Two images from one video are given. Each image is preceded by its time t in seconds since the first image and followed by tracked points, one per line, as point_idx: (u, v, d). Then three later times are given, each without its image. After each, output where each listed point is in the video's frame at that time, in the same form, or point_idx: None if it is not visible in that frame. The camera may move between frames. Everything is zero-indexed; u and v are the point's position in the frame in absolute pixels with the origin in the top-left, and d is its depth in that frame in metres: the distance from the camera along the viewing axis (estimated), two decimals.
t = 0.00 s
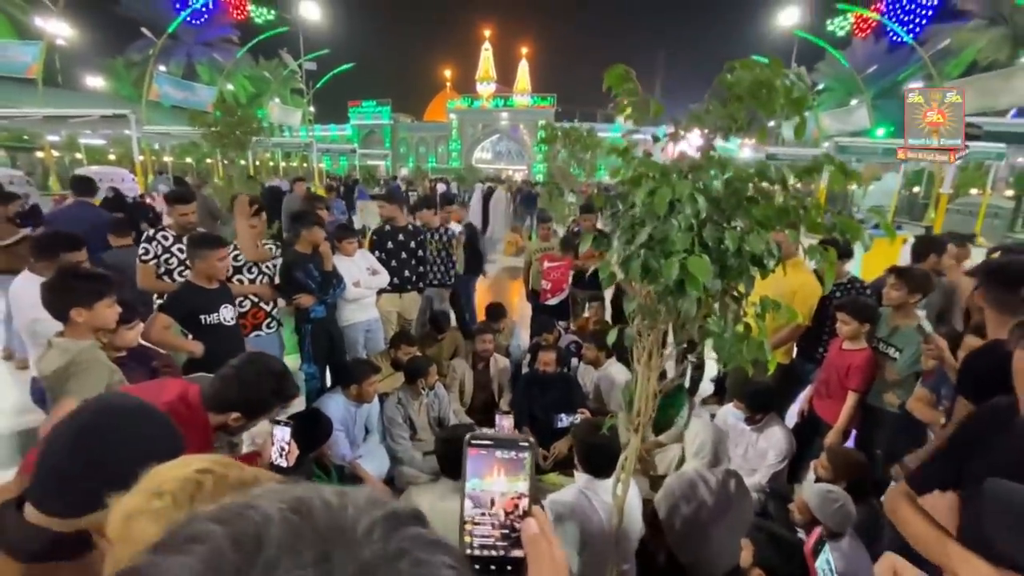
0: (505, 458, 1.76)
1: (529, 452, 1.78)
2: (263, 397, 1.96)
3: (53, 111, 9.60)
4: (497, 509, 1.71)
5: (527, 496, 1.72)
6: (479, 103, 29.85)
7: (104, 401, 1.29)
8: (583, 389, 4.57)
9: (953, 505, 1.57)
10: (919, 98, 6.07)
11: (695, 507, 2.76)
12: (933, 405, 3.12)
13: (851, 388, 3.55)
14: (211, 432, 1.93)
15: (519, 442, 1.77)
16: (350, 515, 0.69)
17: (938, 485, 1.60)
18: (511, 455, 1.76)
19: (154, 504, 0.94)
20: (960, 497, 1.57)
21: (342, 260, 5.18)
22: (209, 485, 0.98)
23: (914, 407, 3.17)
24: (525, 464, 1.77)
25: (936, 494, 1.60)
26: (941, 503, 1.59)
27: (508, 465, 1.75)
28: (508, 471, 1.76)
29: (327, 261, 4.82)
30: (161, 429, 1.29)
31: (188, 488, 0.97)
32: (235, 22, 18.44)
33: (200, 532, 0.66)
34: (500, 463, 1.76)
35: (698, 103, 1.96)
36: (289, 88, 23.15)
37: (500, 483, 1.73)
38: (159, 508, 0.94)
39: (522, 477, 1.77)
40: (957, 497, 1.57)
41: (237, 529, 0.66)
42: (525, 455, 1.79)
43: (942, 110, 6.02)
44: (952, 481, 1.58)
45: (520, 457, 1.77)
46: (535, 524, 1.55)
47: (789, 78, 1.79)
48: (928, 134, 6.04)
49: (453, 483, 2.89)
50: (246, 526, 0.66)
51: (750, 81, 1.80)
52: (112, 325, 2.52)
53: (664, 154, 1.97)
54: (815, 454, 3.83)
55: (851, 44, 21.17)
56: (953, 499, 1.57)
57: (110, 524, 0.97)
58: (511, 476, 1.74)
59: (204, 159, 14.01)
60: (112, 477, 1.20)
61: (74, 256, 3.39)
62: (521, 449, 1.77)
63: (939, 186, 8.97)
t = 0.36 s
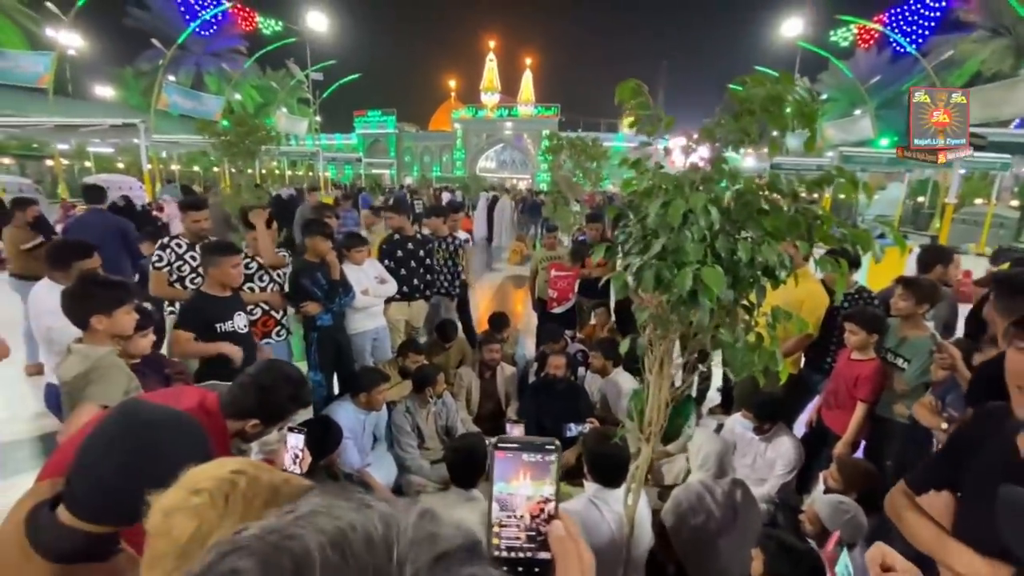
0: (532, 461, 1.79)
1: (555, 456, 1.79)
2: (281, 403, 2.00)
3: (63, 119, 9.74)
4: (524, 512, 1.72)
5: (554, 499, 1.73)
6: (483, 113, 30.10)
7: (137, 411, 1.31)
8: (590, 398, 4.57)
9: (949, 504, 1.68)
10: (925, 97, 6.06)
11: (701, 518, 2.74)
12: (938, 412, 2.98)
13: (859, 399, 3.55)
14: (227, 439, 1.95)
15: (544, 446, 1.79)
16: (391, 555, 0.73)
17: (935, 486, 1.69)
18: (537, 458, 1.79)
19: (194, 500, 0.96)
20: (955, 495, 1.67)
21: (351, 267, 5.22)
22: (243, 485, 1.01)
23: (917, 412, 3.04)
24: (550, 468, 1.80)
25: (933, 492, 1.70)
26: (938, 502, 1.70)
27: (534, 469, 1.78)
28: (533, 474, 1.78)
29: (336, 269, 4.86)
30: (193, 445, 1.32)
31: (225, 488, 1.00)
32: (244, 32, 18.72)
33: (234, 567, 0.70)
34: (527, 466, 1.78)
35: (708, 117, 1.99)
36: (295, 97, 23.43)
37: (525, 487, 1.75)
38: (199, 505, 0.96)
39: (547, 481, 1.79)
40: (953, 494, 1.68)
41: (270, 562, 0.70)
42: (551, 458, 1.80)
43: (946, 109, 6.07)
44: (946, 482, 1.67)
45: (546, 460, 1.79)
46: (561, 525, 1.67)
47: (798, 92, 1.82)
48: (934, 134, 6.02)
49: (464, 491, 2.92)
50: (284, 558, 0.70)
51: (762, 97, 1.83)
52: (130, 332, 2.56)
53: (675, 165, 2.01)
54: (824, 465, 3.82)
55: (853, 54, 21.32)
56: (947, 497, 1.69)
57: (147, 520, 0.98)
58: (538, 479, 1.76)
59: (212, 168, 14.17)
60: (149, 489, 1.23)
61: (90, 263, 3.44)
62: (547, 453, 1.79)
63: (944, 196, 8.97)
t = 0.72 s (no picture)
0: (544, 463, 1.79)
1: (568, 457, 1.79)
2: (289, 409, 2.01)
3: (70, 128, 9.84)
4: (537, 515, 1.76)
5: (566, 503, 1.75)
6: (486, 118, 30.21)
7: (141, 416, 1.28)
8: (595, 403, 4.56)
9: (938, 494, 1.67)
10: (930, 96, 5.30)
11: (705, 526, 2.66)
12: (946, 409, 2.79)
13: (866, 401, 3.54)
14: (234, 444, 1.96)
15: (556, 448, 1.80)
16: None
17: (924, 477, 1.67)
18: (550, 460, 1.79)
19: (222, 493, 0.99)
20: (944, 486, 1.66)
21: (355, 272, 5.24)
22: (263, 482, 1.01)
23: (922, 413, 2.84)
24: (563, 470, 1.80)
25: (922, 484, 1.69)
26: (927, 492, 1.68)
27: (546, 471, 1.78)
28: (546, 477, 1.78)
29: (340, 274, 4.88)
30: (197, 449, 1.29)
31: (248, 484, 1.00)
32: (248, 40, 18.89)
33: None
34: (539, 469, 1.78)
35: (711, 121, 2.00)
36: (299, 103, 23.59)
37: (537, 490, 1.76)
38: (225, 497, 0.98)
39: (560, 483, 1.80)
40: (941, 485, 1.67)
41: None
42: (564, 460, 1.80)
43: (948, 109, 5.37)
44: (934, 472, 1.66)
45: (558, 462, 1.78)
46: (575, 529, 1.62)
47: (802, 95, 1.82)
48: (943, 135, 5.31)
49: (469, 496, 2.90)
50: None
51: (766, 100, 1.84)
52: (136, 339, 2.58)
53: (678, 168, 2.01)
54: (830, 468, 3.80)
55: (856, 55, 21.31)
56: (936, 488, 1.68)
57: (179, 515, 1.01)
58: (550, 482, 1.77)
59: (216, 174, 14.26)
60: (152, 497, 1.23)
61: (97, 269, 3.47)
62: (560, 453, 1.79)
63: (948, 197, 8.95)
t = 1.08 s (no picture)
0: (525, 451, 1.75)
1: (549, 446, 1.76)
2: (282, 422, 1.98)
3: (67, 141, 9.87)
4: (521, 504, 1.73)
5: (550, 491, 1.72)
6: (483, 124, 30.30)
7: (123, 436, 1.29)
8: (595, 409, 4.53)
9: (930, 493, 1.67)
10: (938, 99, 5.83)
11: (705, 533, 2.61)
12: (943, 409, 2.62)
13: (866, 402, 3.52)
14: (227, 459, 1.93)
15: (539, 436, 1.75)
16: None
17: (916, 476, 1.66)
18: (532, 448, 1.75)
19: (217, 516, 0.98)
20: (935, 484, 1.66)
21: (352, 281, 5.23)
22: (260, 503, 0.99)
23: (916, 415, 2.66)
24: (545, 457, 1.76)
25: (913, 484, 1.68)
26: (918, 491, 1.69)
27: (527, 461, 1.75)
28: (528, 466, 1.75)
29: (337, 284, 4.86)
30: (180, 470, 1.30)
31: (244, 504, 0.99)
32: (245, 51, 18.97)
33: None
34: (521, 457, 1.74)
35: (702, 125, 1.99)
36: (297, 113, 23.67)
37: (521, 479, 1.74)
38: (220, 520, 0.97)
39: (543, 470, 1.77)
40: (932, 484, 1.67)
41: None
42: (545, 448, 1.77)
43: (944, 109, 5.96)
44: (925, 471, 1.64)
45: (540, 449, 1.75)
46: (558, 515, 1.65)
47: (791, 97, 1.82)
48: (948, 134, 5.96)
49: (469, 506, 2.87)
50: None
51: (755, 104, 1.83)
52: (126, 353, 2.55)
53: (669, 173, 2.00)
54: (832, 471, 3.77)
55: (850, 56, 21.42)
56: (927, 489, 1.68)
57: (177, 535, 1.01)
58: (532, 471, 1.73)
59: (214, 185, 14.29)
60: (131, 517, 1.21)
61: (89, 283, 3.46)
62: (541, 441, 1.76)
63: (946, 196, 8.95)
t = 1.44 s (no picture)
0: (490, 422, 1.67)
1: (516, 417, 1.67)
2: (265, 434, 1.95)
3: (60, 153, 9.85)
4: (486, 478, 1.65)
5: (515, 463, 1.65)
6: (478, 131, 30.41)
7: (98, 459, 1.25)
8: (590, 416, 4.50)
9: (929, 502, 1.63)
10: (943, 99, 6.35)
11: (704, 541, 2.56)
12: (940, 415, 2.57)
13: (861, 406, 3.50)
14: (211, 475, 1.90)
15: (503, 405, 1.67)
16: None
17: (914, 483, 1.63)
18: (496, 418, 1.66)
19: (194, 551, 0.92)
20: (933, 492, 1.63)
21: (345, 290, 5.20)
22: (242, 538, 0.94)
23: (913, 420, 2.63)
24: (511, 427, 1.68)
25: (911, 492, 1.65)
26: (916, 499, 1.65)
27: (492, 432, 1.67)
28: (493, 437, 1.67)
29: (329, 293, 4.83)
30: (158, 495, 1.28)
31: (225, 539, 0.94)
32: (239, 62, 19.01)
33: None
34: (485, 429, 1.67)
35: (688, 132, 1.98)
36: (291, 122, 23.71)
37: (485, 452, 1.66)
38: (196, 556, 0.92)
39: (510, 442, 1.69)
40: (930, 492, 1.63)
41: None
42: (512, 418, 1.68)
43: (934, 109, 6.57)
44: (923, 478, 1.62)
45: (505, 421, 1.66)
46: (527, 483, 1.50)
47: (776, 103, 1.81)
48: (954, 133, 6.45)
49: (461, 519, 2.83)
50: None
51: (739, 111, 1.83)
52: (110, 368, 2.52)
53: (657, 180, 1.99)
54: (829, 475, 3.75)
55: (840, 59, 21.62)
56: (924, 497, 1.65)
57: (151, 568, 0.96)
58: (497, 442, 1.65)
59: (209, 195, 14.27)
60: (104, 540, 1.18)
61: (75, 297, 3.42)
62: (506, 411, 1.67)
63: (938, 197, 8.99)
